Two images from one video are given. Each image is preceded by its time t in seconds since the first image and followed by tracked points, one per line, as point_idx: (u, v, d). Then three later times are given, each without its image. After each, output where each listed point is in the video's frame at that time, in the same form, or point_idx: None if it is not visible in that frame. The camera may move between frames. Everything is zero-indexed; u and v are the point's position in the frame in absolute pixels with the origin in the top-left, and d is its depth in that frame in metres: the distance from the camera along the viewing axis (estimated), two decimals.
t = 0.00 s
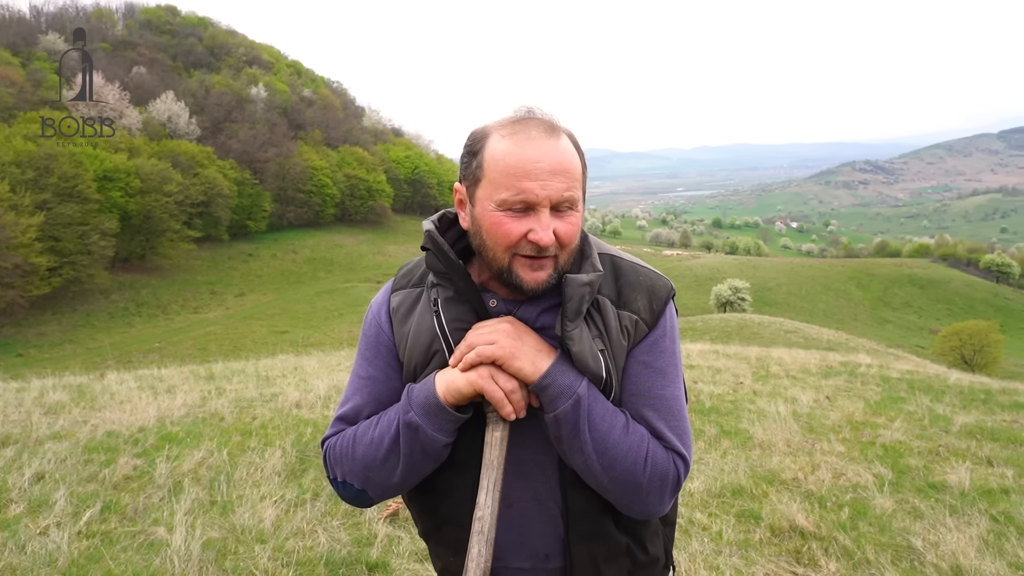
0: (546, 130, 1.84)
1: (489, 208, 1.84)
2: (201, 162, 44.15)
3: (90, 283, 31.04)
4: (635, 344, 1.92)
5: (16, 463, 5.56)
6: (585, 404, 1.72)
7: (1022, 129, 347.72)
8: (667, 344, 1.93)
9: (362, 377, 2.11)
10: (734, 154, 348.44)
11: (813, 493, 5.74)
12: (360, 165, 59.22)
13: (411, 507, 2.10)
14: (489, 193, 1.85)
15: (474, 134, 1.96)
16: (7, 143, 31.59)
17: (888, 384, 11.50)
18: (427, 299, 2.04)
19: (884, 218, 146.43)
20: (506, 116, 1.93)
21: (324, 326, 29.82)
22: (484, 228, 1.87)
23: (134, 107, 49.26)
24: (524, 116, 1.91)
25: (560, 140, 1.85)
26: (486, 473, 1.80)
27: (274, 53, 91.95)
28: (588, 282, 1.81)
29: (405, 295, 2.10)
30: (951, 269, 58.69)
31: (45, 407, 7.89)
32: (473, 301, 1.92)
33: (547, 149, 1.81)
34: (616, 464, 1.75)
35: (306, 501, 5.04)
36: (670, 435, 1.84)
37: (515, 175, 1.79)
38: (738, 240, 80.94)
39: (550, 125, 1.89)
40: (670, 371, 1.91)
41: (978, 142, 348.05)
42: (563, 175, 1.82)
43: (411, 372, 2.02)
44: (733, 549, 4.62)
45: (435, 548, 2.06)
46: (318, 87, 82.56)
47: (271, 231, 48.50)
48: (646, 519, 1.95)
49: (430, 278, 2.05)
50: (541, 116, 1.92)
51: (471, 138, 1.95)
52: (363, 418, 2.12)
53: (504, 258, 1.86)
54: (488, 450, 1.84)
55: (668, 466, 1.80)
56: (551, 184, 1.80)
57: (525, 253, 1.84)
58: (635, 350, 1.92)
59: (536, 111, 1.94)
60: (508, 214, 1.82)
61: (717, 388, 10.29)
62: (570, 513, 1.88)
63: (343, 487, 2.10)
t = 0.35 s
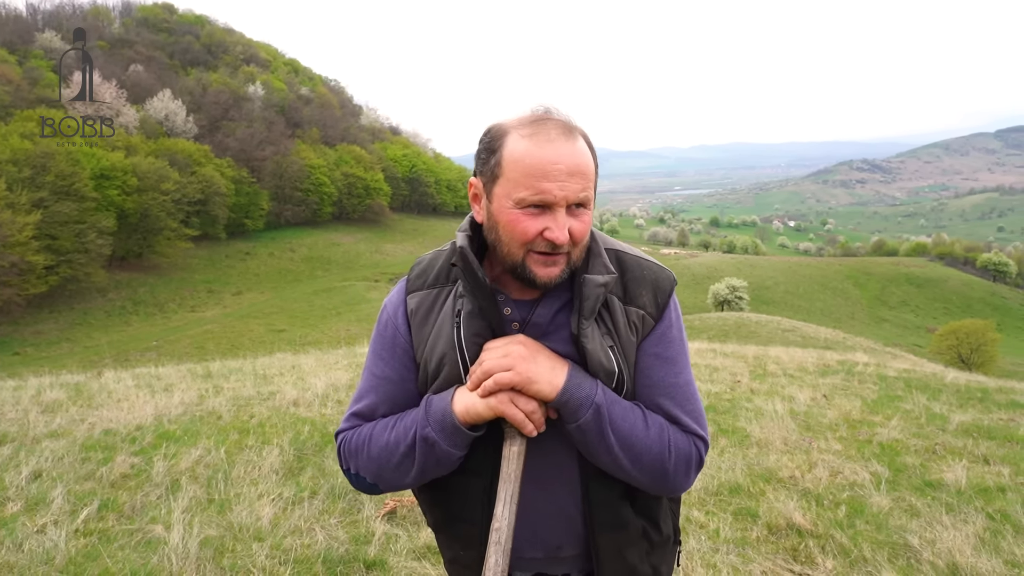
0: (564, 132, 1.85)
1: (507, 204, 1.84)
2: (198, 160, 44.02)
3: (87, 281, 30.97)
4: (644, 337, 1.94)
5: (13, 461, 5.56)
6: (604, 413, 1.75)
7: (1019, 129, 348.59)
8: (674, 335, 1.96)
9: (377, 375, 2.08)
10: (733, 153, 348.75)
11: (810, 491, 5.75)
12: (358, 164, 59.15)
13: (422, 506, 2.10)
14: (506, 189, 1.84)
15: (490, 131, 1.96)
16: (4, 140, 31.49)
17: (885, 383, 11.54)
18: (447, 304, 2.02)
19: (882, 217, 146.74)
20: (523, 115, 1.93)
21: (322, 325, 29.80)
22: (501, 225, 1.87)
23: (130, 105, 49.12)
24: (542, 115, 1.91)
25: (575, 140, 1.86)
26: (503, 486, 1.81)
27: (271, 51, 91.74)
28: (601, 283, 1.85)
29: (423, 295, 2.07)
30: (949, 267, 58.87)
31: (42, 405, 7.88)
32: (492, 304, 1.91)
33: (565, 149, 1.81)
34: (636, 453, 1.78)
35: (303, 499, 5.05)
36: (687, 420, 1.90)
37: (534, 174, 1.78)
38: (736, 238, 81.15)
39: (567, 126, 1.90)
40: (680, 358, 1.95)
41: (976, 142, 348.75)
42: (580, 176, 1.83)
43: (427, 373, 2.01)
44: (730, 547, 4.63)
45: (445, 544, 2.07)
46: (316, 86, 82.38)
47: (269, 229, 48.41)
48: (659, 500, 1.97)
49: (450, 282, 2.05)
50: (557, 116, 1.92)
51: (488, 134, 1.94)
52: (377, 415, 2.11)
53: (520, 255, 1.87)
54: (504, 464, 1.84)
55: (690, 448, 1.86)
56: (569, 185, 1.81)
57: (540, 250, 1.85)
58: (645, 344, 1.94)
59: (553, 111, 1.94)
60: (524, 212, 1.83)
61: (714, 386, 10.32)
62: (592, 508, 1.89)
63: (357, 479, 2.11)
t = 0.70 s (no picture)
0: (573, 102, 2.03)
1: (518, 156, 1.97)
2: (197, 161, 43.99)
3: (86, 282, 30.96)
4: (638, 297, 1.97)
5: (11, 463, 5.55)
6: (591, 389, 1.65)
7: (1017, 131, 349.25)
8: (669, 296, 1.98)
9: (389, 332, 2.08)
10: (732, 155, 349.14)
11: (808, 493, 5.75)
12: (357, 165, 59.16)
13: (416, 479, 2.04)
14: (519, 144, 1.98)
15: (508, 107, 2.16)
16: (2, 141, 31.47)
17: (883, 385, 11.54)
18: (457, 266, 2.09)
19: (881, 219, 146.98)
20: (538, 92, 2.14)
21: (320, 326, 29.76)
22: (512, 178, 1.99)
23: (129, 106, 49.12)
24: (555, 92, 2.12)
25: (583, 108, 2.04)
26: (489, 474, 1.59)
27: (270, 53, 91.79)
28: (582, 237, 1.93)
29: (440, 256, 2.15)
30: (947, 269, 58.94)
31: (40, 407, 7.87)
32: (504, 258, 1.92)
33: (572, 112, 1.99)
34: (633, 422, 1.71)
35: (301, 501, 5.04)
36: (682, 375, 1.86)
37: (544, 128, 1.93)
38: (735, 240, 81.27)
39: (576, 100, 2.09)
40: (674, 316, 1.94)
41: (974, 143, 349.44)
42: (587, 135, 1.98)
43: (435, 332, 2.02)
44: (728, 549, 4.62)
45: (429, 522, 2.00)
46: (315, 87, 82.43)
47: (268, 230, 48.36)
48: (657, 477, 1.93)
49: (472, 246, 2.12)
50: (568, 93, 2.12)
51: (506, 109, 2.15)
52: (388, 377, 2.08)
53: (528, 206, 1.98)
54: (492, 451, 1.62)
55: (676, 391, 1.79)
56: (574, 140, 1.95)
57: (547, 199, 1.95)
58: (640, 302, 1.95)
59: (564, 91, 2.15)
60: (534, 163, 1.95)
61: (713, 388, 10.31)
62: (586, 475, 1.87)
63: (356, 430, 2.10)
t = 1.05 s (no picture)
0: (570, 104, 2.09)
1: (516, 153, 2.02)
2: (195, 164, 43.93)
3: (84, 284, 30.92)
4: (634, 284, 1.99)
5: (9, 465, 5.54)
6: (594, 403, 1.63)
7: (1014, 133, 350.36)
8: (663, 286, 2.01)
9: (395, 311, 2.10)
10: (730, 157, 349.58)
11: (807, 495, 5.75)
12: (355, 167, 59.17)
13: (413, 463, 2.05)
14: (518, 142, 2.03)
15: (511, 110, 2.21)
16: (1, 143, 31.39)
17: (882, 387, 11.55)
18: (460, 256, 2.14)
19: (879, 220, 147.19)
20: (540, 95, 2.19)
21: (319, 328, 29.75)
22: (511, 173, 2.03)
23: (128, 108, 49.14)
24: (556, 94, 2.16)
25: (580, 109, 2.10)
26: (499, 471, 1.57)
27: (269, 55, 91.74)
28: (579, 225, 1.95)
29: (447, 246, 2.21)
30: (945, 271, 59.11)
31: (38, 409, 7.86)
32: (505, 246, 1.95)
33: (568, 111, 2.05)
34: (627, 415, 1.69)
35: (299, 503, 5.03)
36: (677, 362, 1.86)
37: (541, 128, 1.99)
38: (733, 242, 81.41)
39: (575, 102, 2.13)
40: (667, 306, 1.95)
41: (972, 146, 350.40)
42: (581, 136, 2.03)
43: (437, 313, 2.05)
44: (726, 551, 4.62)
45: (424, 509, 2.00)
46: (313, 89, 82.46)
47: (267, 233, 48.31)
48: (643, 469, 1.95)
49: (474, 237, 2.20)
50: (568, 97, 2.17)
51: (509, 112, 2.20)
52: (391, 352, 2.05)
53: (525, 199, 2.02)
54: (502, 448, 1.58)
55: (660, 378, 1.79)
56: (568, 137, 1.99)
57: (544, 194, 2.00)
58: (635, 289, 1.97)
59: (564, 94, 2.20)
60: (530, 160, 2.00)
61: (712, 390, 10.30)
62: (574, 460, 1.88)
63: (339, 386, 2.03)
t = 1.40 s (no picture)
0: (565, 104, 2.09)
1: (513, 153, 2.02)
2: (195, 163, 43.90)
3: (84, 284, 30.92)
4: (634, 286, 2.00)
5: (8, 465, 5.55)
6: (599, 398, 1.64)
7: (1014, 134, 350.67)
8: (662, 288, 2.02)
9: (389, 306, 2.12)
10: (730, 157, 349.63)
11: (806, 495, 5.75)
12: (355, 167, 59.17)
13: (413, 460, 2.05)
14: (514, 142, 2.03)
15: (506, 112, 2.22)
16: None
17: (881, 386, 11.57)
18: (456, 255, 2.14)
19: (878, 220, 147.35)
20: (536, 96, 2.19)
21: (318, 328, 29.76)
22: (506, 173, 2.04)
23: (127, 108, 49.14)
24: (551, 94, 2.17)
25: (574, 110, 2.10)
26: (496, 476, 1.57)
27: (269, 55, 91.73)
28: (578, 228, 1.96)
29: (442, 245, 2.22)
30: (945, 271, 59.22)
31: (37, 409, 7.86)
32: (503, 246, 1.95)
33: (564, 112, 2.06)
34: (631, 414, 1.71)
35: (299, 503, 5.04)
36: (678, 362, 1.88)
37: (537, 128, 2.00)
38: (733, 241, 81.49)
39: (571, 103, 2.13)
40: (668, 307, 1.97)
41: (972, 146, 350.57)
42: (577, 136, 2.04)
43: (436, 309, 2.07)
44: (726, 551, 4.62)
45: (425, 507, 2.01)
46: (313, 89, 82.45)
47: (266, 232, 48.30)
48: (646, 467, 1.97)
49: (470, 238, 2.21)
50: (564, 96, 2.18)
51: (504, 114, 2.21)
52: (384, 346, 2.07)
53: (522, 198, 2.02)
54: (498, 451, 1.59)
55: (665, 379, 1.82)
56: (565, 136, 2.00)
57: (541, 192, 2.00)
58: (635, 290, 1.99)
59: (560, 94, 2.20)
60: (527, 159, 2.00)
61: (711, 390, 10.31)
62: (576, 459, 1.89)
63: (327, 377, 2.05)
